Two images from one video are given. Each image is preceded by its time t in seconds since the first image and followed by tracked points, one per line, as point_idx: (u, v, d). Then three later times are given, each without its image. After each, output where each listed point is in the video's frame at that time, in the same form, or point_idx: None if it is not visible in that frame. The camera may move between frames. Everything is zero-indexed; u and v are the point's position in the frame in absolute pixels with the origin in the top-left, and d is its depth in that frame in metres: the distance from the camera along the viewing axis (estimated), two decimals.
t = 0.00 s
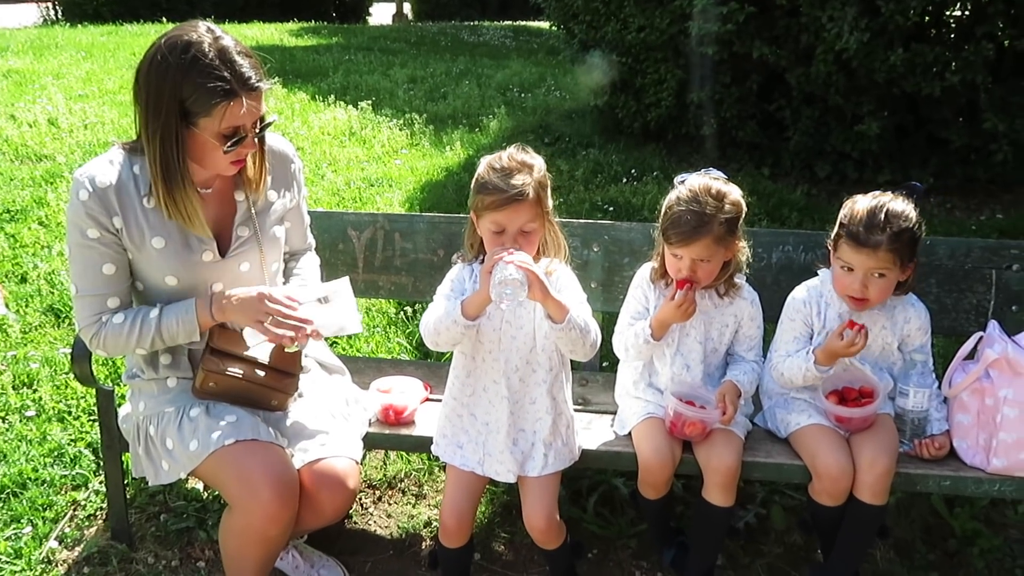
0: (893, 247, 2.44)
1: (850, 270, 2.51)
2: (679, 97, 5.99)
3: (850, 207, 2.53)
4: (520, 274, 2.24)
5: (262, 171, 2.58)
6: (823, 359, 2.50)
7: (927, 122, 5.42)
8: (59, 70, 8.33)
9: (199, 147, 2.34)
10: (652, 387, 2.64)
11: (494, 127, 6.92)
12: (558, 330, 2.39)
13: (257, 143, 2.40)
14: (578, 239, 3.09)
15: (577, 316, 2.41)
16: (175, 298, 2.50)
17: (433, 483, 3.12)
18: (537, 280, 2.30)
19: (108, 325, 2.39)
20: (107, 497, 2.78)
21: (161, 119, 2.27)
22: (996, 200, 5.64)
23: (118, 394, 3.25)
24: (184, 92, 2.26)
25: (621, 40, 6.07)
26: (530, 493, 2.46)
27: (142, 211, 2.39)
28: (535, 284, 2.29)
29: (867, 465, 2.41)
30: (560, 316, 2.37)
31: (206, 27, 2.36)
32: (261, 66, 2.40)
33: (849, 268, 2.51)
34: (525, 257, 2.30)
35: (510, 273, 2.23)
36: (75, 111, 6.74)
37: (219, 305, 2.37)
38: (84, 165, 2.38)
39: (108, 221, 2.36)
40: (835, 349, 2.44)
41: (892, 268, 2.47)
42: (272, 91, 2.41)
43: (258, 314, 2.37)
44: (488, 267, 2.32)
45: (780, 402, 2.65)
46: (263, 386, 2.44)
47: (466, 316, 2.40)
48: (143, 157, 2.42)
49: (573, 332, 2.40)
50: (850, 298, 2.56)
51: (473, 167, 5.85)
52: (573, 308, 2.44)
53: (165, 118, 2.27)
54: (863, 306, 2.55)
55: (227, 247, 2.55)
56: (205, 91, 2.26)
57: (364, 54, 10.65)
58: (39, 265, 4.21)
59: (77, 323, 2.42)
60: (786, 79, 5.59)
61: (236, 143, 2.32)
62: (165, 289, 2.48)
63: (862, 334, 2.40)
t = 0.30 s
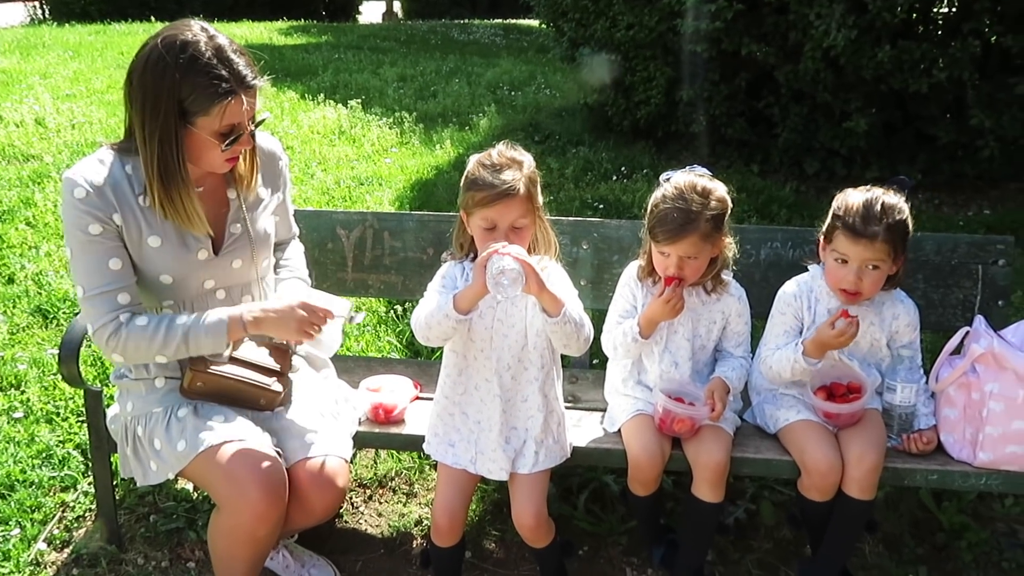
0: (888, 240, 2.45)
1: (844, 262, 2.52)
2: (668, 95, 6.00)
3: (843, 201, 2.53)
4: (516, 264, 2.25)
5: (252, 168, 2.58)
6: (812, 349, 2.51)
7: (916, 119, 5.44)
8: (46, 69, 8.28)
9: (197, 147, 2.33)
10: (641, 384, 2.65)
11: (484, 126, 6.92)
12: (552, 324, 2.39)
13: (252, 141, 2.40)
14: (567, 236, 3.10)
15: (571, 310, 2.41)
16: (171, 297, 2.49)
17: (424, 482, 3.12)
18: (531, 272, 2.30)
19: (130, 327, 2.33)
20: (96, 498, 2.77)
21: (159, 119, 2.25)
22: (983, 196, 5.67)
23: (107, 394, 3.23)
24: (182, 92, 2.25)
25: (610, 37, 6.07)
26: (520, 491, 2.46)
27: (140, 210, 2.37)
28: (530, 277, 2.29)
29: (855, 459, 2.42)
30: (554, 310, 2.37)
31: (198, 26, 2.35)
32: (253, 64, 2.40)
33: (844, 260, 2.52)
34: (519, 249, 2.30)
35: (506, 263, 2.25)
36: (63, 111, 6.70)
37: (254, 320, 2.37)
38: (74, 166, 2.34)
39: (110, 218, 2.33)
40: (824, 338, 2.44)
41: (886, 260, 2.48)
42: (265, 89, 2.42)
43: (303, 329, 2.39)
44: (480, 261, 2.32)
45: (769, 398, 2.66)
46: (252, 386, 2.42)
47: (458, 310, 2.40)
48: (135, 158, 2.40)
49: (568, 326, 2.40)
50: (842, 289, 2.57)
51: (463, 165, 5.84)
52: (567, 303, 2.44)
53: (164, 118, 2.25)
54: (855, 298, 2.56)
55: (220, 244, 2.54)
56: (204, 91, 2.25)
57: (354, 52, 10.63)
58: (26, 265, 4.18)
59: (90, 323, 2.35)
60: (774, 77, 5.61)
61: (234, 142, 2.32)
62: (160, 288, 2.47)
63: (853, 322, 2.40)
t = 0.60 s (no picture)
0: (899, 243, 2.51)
1: (858, 268, 2.52)
2: (657, 93, 6.01)
3: (849, 200, 2.53)
4: (509, 265, 2.25)
5: (246, 166, 2.58)
6: (814, 341, 2.51)
7: (902, 116, 5.47)
8: (32, 69, 8.23)
9: (198, 149, 2.31)
10: (630, 382, 2.66)
11: (473, 124, 6.92)
12: (544, 324, 2.39)
13: (250, 140, 2.39)
14: (556, 235, 3.10)
15: (563, 308, 2.42)
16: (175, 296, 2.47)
17: (414, 481, 3.12)
18: (524, 273, 2.29)
19: (174, 328, 2.32)
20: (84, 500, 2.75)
21: (161, 121, 2.22)
22: (969, 192, 5.71)
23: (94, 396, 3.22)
24: (184, 94, 2.22)
25: (598, 36, 6.07)
26: (511, 489, 2.46)
27: (146, 212, 2.34)
28: (522, 277, 2.28)
29: (843, 455, 2.44)
30: (547, 309, 2.37)
31: (195, 25, 2.32)
32: (250, 63, 2.38)
33: (859, 267, 2.51)
34: (510, 249, 2.30)
35: (500, 265, 2.25)
36: (48, 112, 6.65)
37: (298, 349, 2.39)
38: (69, 172, 2.29)
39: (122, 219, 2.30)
40: (823, 327, 2.47)
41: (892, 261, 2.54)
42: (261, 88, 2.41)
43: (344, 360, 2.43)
44: (471, 261, 2.32)
45: (757, 395, 2.67)
46: (240, 384, 2.43)
47: (449, 310, 2.40)
48: (132, 162, 2.36)
49: (560, 326, 2.40)
50: (848, 292, 2.58)
51: (452, 164, 5.84)
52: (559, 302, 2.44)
53: (166, 120, 2.22)
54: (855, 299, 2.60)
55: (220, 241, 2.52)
56: (207, 92, 2.23)
57: (342, 51, 10.61)
58: (12, 267, 4.16)
59: (126, 321, 2.30)
60: (762, 74, 5.63)
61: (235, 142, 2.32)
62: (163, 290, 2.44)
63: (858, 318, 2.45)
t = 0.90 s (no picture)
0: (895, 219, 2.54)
1: (861, 248, 2.52)
2: (654, 92, 6.02)
3: (841, 188, 2.55)
4: (508, 267, 2.26)
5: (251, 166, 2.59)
6: (820, 330, 2.50)
7: (898, 114, 5.48)
8: (29, 71, 8.22)
9: (210, 151, 2.32)
10: (629, 381, 2.67)
11: (471, 124, 6.92)
12: (544, 325, 2.40)
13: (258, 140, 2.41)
14: (554, 234, 3.11)
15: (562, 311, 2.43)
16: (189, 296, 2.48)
17: (414, 481, 3.13)
18: (523, 275, 2.30)
19: (204, 324, 2.35)
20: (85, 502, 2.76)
21: (175, 124, 2.22)
22: (966, 190, 5.73)
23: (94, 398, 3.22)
24: (197, 97, 2.22)
25: (595, 35, 6.08)
26: (511, 488, 2.46)
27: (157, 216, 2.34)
28: (521, 278, 2.29)
29: (842, 454, 2.45)
30: (546, 310, 2.38)
31: (203, 26, 2.31)
32: (258, 64, 2.39)
33: (863, 245, 2.52)
34: (508, 251, 2.30)
35: (498, 267, 2.25)
36: (46, 113, 6.65)
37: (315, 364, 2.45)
38: (78, 177, 2.28)
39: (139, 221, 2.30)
40: (833, 316, 2.44)
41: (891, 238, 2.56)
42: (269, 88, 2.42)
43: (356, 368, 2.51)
44: (470, 264, 2.32)
45: (756, 393, 2.68)
46: (241, 384, 2.44)
47: (447, 313, 2.41)
48: (141, 166, 2.36)
49: (560, 327, 2.41)
50: (857, 277, 2.56)
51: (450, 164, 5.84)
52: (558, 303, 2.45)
53: (180, 123, 2.22)
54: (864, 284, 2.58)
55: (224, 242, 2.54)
56: (220, 94, 2.23)
57: (339, 51, 10.61)
58: (11, 269, 4.16)
59: (158, 318, 2.29)
60: (759, 73, 5.65)
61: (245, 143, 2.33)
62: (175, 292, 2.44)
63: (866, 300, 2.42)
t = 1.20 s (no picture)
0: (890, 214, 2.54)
1: (857, 244, 2.53)
2: (653, 92, 6.03)
3: (835, 184, 2.55)
4: (507, 268, 2.26)
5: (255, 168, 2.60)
6: (822, 326, 2.50)
7: (897, 113, 5.48)
8: (28, 73, 8.22)
9: (217, 154, 2.32)
10: (629, 381, 2.67)
11: (470, 125, 6.92)
12: (543, 326, 2.40)
13: (264, 143, 2.41)
14: (554, 235, 3.11)
15: (564, 312, 2.43)
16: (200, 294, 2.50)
17: (415, 481, 3.13)
18: (522, 275, 2.30)
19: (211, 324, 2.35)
20: (85, 503, 2.76)
21: (184, 126, 2.22)
22: (965, 189, 5.73)
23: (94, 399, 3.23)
24: (206, 100, 2.22)
25: (594, 36, 6.09)
26: (511, 488, 2.47)
27: (163, 216, 2.35)
28: (520, 279, 2.29)
29: (844, 452, 2.45)
30: (546, 311, 2.38)
31: (212, 29, 2.31)
32: (265, 66, 2.39)
33: (858, 241, 2.52)
34: (508, 253, 2.30)
35: (497, 268, 2.25)
36: (45, 115, 6.66)
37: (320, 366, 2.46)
38: (82, 178, 2.28)
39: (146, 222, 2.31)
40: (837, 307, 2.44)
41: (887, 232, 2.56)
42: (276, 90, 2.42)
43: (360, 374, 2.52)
44: (470, 266, 2.32)
45: (756, 393, 2.68)
46: (241, 385, 2.43)
47: (447, 314, 2.41)
48: (147, 168, 2.36)
49: (559, 327, 2.41)
50: (853, 273, 2.56)
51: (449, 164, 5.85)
52: (557, 303, 2.46)
53: (188, 126, 2.22)
54: (863, 280, 2.58)
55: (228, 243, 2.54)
56: (228, 97, 2.23)
57: (339, 52, 10.62)
58: (11, 271, 4.16)
59: (167, 318, 2.29)
60: (758, 73, 5.65)
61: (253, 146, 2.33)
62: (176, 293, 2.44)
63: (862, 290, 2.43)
